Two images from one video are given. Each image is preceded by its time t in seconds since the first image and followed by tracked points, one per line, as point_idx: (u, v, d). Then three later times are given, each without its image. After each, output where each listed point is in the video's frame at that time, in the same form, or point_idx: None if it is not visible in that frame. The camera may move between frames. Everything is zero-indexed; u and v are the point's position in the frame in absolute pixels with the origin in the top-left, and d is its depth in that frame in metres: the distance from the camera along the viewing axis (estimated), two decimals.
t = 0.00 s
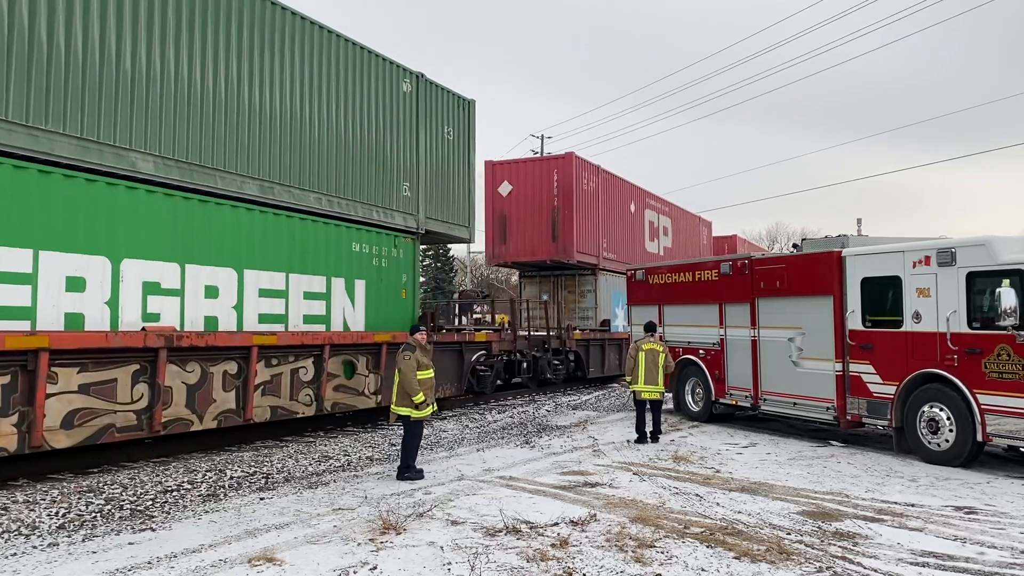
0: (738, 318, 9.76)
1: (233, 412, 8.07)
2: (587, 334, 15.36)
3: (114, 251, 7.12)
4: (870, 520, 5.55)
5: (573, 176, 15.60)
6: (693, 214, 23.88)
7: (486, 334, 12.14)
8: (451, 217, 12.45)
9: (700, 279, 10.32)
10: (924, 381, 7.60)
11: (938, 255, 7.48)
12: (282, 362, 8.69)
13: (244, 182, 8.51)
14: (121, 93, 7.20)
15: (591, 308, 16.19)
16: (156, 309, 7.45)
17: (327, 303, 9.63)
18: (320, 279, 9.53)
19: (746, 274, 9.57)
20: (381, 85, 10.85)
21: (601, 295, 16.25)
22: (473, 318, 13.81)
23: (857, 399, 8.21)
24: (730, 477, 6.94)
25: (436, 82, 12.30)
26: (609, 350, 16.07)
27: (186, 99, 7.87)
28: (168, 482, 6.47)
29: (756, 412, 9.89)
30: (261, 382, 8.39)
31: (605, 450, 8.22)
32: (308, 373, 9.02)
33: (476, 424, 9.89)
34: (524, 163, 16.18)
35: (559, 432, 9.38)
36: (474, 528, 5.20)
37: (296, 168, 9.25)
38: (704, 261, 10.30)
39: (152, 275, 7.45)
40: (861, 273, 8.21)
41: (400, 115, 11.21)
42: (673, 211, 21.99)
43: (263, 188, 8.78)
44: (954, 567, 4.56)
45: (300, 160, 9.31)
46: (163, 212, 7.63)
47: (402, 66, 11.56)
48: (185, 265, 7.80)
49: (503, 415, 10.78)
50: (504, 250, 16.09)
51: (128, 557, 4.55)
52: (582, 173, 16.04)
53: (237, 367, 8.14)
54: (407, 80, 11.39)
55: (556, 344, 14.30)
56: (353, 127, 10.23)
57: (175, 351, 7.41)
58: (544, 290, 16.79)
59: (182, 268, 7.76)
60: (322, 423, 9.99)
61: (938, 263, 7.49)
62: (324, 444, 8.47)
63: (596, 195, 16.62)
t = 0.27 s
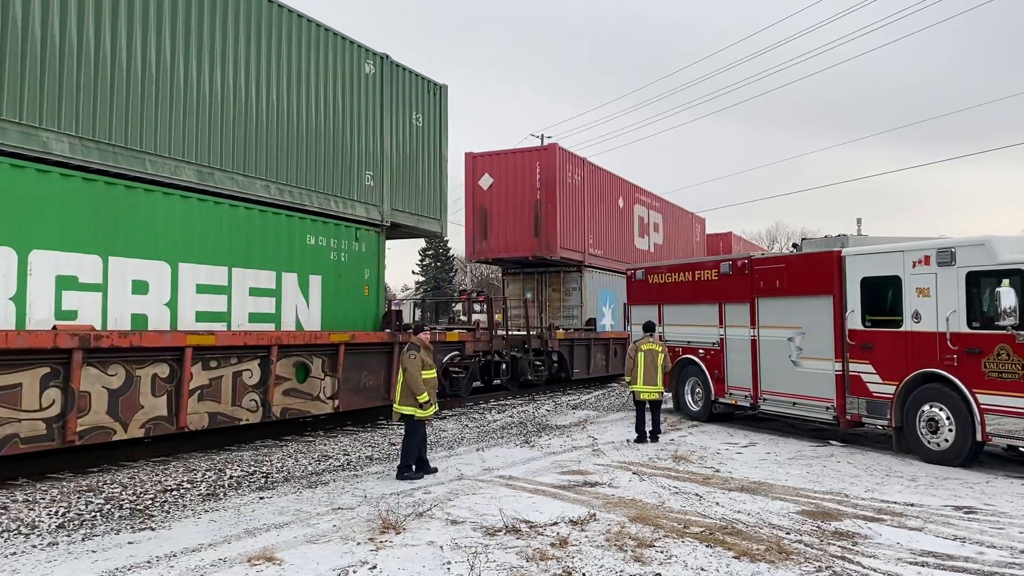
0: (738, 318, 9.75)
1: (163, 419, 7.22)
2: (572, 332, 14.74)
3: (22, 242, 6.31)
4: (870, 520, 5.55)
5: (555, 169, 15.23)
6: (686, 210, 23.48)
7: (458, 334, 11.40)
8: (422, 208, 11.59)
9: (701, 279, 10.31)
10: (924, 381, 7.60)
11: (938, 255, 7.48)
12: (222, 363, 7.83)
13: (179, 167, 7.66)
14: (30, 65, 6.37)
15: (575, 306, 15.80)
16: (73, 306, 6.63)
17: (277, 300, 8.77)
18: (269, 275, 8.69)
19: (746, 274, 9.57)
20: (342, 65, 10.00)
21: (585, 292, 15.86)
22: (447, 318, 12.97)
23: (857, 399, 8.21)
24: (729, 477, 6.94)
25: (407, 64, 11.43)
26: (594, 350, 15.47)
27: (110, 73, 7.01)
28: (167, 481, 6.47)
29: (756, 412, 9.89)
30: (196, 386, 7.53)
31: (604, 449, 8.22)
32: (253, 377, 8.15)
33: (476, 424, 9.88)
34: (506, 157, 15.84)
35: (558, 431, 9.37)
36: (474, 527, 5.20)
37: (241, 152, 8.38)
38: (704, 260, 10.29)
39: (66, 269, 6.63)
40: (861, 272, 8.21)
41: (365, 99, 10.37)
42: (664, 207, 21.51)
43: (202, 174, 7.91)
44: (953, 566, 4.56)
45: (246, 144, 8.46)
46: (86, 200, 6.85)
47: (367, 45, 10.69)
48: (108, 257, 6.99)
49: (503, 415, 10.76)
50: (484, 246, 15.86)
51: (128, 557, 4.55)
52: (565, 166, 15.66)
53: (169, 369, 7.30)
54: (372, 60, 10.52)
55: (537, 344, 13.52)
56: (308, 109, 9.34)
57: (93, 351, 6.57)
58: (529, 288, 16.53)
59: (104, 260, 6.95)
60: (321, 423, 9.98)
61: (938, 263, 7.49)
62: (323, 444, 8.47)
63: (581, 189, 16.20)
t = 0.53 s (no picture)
0: (739, 317, 9.75)
1: (81, 429, 6.49)
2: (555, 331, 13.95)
3: None
4: (870, 519, 5.55)
5: (536, 161, 14.47)
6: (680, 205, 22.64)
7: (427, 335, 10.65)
8: (388, 199, 10.87)
9: (701, 278, 10.32)
10: (924, 381, 7.61)
11: (938, 254, 7.48)
12: (153, 366, 7.09)
13: (101, 149, 6.91)
14: None
15: (560, 304, 15.14)
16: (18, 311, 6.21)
17: (219, 297, 8.06)
18: (211, 270, 8.00)
19: (747, 273, 9.57)
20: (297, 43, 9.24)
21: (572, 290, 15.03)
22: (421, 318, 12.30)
23: (857, 398, 8.21)
24: (730, 476, 6.94)
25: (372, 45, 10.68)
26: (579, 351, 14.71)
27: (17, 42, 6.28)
28: (168, 481, 6.48)
29: (756, 411, 9.89)
30: (123, 392, 6.81)
31: (604, 449, 8.22)
32: (189, 381, 7.39)
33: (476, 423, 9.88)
34: (486, 148, 15.04)
35: (558, 431, 9.37)
36: (474, 527, 5.21)
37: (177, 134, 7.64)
38: (704, 260, 10.30)
39: None
40: (861, 272, 8.21)
41: (324, 80, 9.63)
42: (656, 202, 20.70)
43: (130, 158, 7.17)
44: (953, 566, 4.57)
45: (183, 125, 7.71)
46: None
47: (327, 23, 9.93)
48: (16, 249, 6.28)
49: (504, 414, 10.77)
50: (463, 242, 15.00)
51: (128, 556, 4.56)
52: (548, 157, 14.82)
53: (89, 373, 6.57)
54: (331, 39, 9.79)
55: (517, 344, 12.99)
56: (255, 89, 8.57)
57: None
58: (512, 286, 15.59)
59: (10, 251, 6.24)
60: (321, 422, 9.98)
61: (938, 262, 7.49)
62: (324, 443, 8.47)
63: (566, 182, 15.43)
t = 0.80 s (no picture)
0: (739, 316, 9.76)
1: None
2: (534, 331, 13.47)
3: None
4: (870, 519, 5.55)
5: (517, 151, 13.76)
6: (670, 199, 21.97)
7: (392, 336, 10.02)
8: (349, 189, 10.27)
9: (701, 278, 10.32)
10: (925, 380, 7.61)
11: (939, 253, 7.48)
12: (77, 366, 6.43)
13: (13, 129, 6.29)
14: None
15: (544, 303, 14.40)
16: None
17: (155, 293, 7.44)
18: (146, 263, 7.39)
19: (747, 272, 9.57)
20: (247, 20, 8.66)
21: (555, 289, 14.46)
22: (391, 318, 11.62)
23: (858, 397, 8.21)
24: (730, 476, 6.94)
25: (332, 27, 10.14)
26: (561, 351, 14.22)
27: None
28: (169, 480, 6.48)
29: (756, 411, 9.89)
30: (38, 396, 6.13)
31: (605, 448, 8.22)
32: (117, 386, 6.70)
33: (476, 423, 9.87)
34: (464, 139, 14.34)
35: (559, 430, 9.37)
36: (474, 526, 5.21)
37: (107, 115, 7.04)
38: (705, 259, 10.30)
39: None
40: (861, 271, 8.21)
41: (276, 61, 9.04)
42: (645, 197, 19.99)
43: (49, 140, 6.55)
44: (953, 565, 4.57)
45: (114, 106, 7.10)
46: None
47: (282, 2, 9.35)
48: None
49: (504, 413, 10.77)
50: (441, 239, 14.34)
51: (129, 555, 4.56)
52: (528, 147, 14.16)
53: None
54: (285, 18, 9.21)
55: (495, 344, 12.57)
56: (198, 67, 7.97)
57: None
58: (494, 283, 15.00)
59: None
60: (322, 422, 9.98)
61: (938, 261, 7.49)
62: (324, 442, 8.47)
63: (547, 174, 14.76)
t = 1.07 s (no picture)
0: (739, 315, 9.77)
1: None
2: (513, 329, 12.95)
3: None
4: (870, 518, 5.55)
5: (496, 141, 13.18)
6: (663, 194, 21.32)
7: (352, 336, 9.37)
8: (303, 178, 9.45)
9: (701, 277, 10.33)
10: (925, 379, 7.61)
11: (939, 253, 7.48)
12: None
13: None
14: None
15: (525, 300, 13.88)
16: None
17: (71, 289, 6.69)
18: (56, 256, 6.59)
19: (747, 271, 9.58)
20: None
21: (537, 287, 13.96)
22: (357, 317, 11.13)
23: (858, 397, 8.22)
24: (731, 475, 6.94)
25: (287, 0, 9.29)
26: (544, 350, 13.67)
27: None
28: (170, 479, 6.49)
29: (757, 410, 9.89)
30: None
31: (605, 447, 8.23)
32: (23, 391, 6.12)
33: (476, 422, 9.88)
34: (442, 129, 13.80)
35: (559, 430, 9.38)
36: (475, 525, 5.22)
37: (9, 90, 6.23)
38: (705, 258, 10.30)
39: None
40: (861, 271, 8.21)
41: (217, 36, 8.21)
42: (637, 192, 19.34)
43: None
44: (954, 564, 4.57)
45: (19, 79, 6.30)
46: None
47: None
48: None
49: (505, 413, 10.78)
50: (418, 233, 13.87)
51: (130, 554, 4.57)
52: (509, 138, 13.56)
53: None
54: None
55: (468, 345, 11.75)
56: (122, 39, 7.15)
57: None
58: (474, 280, 14.60)
59: None
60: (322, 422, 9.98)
61: (939, 261, 7.49)
62: (325, 442, 8.48)
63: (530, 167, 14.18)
